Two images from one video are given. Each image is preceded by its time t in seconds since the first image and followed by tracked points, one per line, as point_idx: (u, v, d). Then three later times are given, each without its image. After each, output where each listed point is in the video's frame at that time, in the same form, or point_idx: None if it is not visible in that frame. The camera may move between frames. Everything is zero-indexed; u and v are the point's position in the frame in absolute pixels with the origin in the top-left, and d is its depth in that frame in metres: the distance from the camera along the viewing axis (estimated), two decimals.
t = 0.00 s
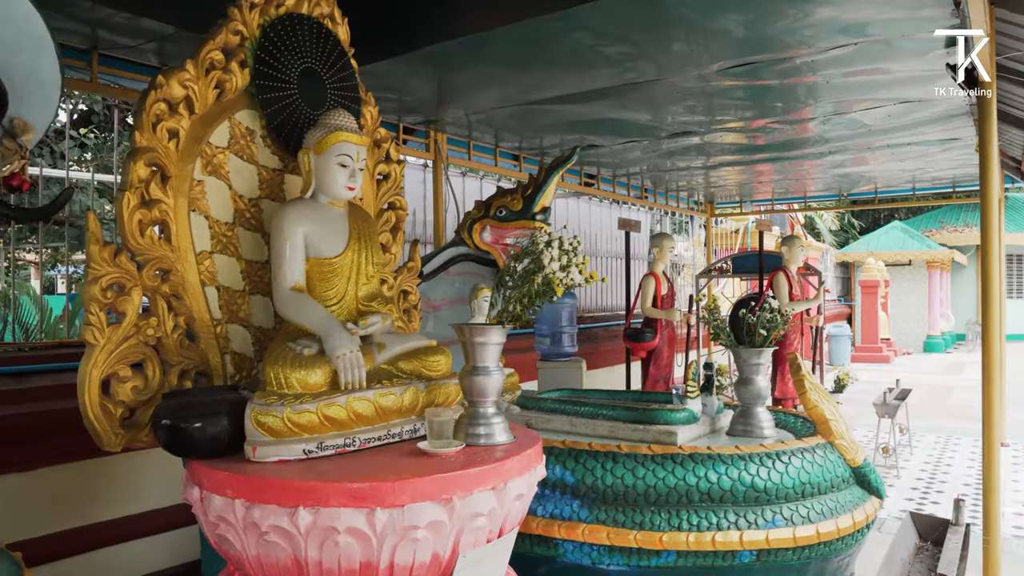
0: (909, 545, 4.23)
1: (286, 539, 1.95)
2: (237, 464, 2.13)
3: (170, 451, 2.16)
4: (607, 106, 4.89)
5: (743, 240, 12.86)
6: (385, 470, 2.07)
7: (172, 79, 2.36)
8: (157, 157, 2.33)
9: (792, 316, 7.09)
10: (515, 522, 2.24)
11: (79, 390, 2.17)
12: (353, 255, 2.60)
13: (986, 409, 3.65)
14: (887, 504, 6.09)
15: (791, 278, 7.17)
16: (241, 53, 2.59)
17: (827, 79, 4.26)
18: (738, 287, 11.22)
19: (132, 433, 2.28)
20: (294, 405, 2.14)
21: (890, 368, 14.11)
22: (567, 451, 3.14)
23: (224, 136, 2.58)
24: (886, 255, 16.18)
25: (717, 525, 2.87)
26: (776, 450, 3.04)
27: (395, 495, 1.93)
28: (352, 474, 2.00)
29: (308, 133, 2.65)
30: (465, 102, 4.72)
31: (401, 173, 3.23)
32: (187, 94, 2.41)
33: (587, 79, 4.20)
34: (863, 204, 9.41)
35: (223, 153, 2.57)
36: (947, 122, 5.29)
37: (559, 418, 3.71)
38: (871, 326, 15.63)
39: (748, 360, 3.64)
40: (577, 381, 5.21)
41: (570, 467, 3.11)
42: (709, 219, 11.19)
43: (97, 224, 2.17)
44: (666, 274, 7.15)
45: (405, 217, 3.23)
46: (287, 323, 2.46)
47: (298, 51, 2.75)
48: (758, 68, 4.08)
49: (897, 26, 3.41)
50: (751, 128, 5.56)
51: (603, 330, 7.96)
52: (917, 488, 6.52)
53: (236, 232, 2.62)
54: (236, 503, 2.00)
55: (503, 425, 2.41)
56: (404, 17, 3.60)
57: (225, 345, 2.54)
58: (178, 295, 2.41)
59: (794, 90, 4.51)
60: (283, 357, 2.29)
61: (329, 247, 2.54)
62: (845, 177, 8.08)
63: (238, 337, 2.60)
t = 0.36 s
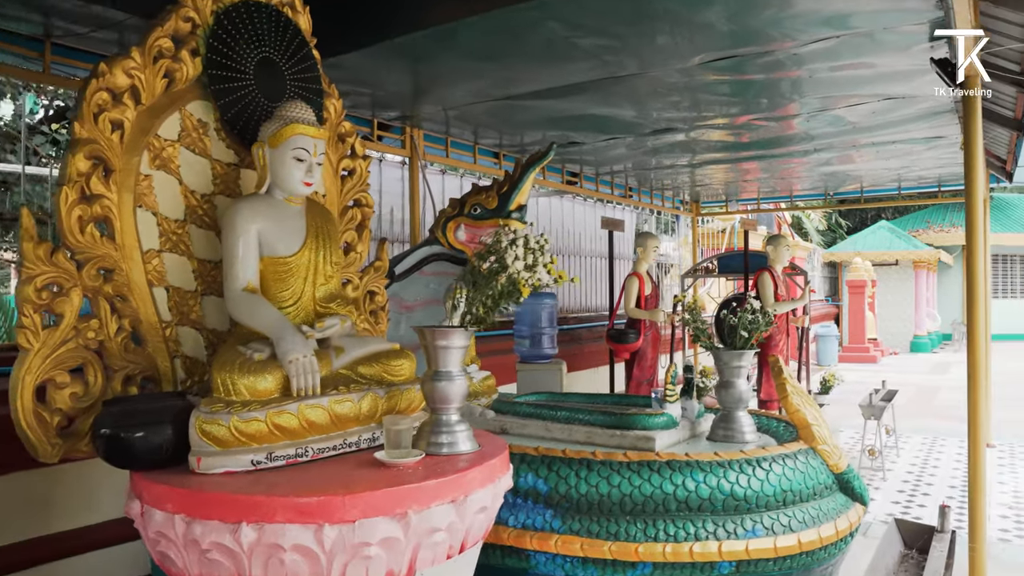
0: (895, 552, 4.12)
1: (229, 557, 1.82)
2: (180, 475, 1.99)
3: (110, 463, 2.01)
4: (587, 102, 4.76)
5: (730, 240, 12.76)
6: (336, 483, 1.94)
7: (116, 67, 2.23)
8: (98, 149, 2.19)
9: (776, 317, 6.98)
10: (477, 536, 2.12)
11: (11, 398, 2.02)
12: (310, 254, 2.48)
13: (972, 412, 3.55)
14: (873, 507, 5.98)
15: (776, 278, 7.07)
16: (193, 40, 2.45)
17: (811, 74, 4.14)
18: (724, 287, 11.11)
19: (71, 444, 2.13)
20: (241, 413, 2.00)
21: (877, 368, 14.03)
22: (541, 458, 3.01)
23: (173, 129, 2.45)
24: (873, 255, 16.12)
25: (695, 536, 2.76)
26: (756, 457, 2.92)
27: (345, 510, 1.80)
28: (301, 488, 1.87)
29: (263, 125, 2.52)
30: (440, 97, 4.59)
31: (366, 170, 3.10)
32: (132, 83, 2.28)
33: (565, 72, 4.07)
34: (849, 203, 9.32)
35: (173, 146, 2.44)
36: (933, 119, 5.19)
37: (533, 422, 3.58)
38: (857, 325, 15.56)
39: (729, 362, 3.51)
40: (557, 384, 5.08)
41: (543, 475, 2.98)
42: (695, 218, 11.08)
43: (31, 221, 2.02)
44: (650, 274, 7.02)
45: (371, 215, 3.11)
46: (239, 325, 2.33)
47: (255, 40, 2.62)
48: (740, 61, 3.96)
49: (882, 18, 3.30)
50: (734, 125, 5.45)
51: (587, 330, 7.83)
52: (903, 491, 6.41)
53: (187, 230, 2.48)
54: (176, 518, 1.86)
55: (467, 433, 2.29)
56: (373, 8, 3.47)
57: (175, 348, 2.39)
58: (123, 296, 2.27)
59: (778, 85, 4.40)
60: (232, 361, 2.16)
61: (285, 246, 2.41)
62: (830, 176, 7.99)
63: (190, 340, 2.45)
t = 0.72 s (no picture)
0: (881, 560, 4.01)
1: None
2: (120, 487, 1.86)
3: (45, 477, 1.88)
4: (568, 97, 4.64)
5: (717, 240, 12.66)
6: (285, 498, 1.82)
7: (58, 53, 2.09)
8: (37, 141, 2.06)
9: (762, 318, 6.87)
10: (439, 551, 2.00)
11: None
12: (266, 252, 2.35)
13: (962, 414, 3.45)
14: (861, 511, 5.86)
15: (763, 278, 6.96)
16: (143, 27, 2.32)
17: (798, 67, 4.03)
18: (711, 288, 11.01)
19: (4, 456, 2.02)
20: (184, 422, 1.87)
21: (865, 368, 13.94)
22: (514, 465, 2.88)
23: (122, 120, 2.32)
24: (861, 254, 16.06)
25: (674, 546, 2.65)
26: (739, 463, 2.80)
27: (290, 527, 1.68)
28: (246, 503, 1.75)
29: (218, 116, 2.38)
30: (417, 92, 4.46)
31: (333, 165, 2.97)
32: (75, 71, 2.14)
33: (544, 65, 3.95)
34: (837, 202, 9.23)
35: (122, 139, 2.31)
36: (921, 115, 5.09)
37: (509, 428, 3.46)
38: (845, 325, 15.46)
39: (711, 365, 3.38)
40: (537, 387, 4.97)
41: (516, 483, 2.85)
42: (682, 218, 10.98)
43: None
44: (635, 274, 6.90)
45: (338, 212, 2.98)
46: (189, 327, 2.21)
47: (212, 27, 2.47)
48: (725, 53, 3.85)
49: (870, 7, 3.20)
50: (719, 121, 5.34)
51: (571, 332, 7.70)
52: (891, 494, 6.29)
53: (137, 227, 2.36)
54: (111, 536, 1.73)
55: (430, 441, 2.17)
56: None
57: (123, 353, 2.27)
58: (65, 297, 2.14)
59: (764, 79, 4.28)
60: (179, 366, 2.03)
61: (239, 244, 2.29)
62: (818, 174, 7.89)
63: (139, 343, 2.33)
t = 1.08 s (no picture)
0: (870, 570, 3.89)
1: None
2: (56, 502, 1.72)
3: None
4: (552, 93, 4.52)
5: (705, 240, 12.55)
6: (234, 515, 1.69)
7: None
8: None
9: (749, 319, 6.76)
10: (401, 569, 1.89)
11: None
12: (222, 251, 2.22)
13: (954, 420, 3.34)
14: (849, 514, 5.76)
15: (751, 278, 6.85)
16: (92, 12, 2.20)
17: (787, 62, 3.92)
18: (698, 287, 10.90)
19: None
20: (126, 433, 1.74)
21: (853, 368, 13.86)
22: (490, 473, 2.76)
23: (68, 110, 2.18)
24: (850, 254, 16.00)
25: (654, 559, 2.53)
26: (724, 472, 2.68)
27: (236, 548, 1.56)
28: (189, 521, 1.62)
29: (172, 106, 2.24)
30: (395, 86, 4.32)
31: (300, 159, 2.83)
32: (15, 57, 2.00)
33: (525, 59, 3.83)
34: (826, 201, 9.13)
35: (68, 131, 2.18)
36: (912, 114, 4.99)
37: (486, 433, 3.34)
38: (833, 325, 15.37)
39: (696, 369, 3.25)
40: (518, 390, 4.84)
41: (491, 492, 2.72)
42: (669, 217, 10.86)
43: None
44: (620, 274, 6.78)
45: (305, 209, 2.85)
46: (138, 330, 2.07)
47: (167, 14, 2.34)
48: (713, 48, 3.72)
49: None
50: (706, 119, 5.21)
51: (555, 332, 7.58)
52: (879, 497, 6.18)
53: (85, 224, 2.22)
54: (41, 558, 1.60)
55: (395, 451, 2.04)
56: None
57: (68, 358, 2.14)
58: (4, 299, 2.00)
59: (752, 75, 4.16)
60: (123, 372, 1.89)
61: (193, 242, 2.16)
62: (806, 173, 7.79)
63: (87, 347, 2.20)
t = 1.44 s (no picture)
0: None
1: None
2: None
3: None
4: (536, 89, 4.39)
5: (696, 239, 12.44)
6: (176, 534, 1.57)
7: None
8: None
9: (739, 320, 6.64)
10: None
11: None
12: (175, 249, 2.09)
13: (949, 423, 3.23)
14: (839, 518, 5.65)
15: (740, 278, 6.73)
16: None
17: (777, 56, 3.80)
18: (688, 288, 10.79)
19: None
20: (60, 445, 1.61)
21: (844, 368, 13.77)
22: (464, 481, 2.64)
23: (11, 100, 2.07)
24: (841, 254, 15.93)
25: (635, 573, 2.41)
26: (710, 480, 2.56)
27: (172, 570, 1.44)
28: (124, 542, 1.49)
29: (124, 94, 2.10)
30: (374, 80, 4.19)
31: (267, 153, 2.69)
32: None
33: (507, 52, 3.70)
34: (817, 200, 9.03)
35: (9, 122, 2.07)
36: (905, 110, 4.88)
37: (464, 439, 3.22)
38: (824, 325, 15.27)
39: (682, 372, 3.12)
40: (500, 393, 4.72)
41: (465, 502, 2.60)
42: (659, 216, 10.75)
43: None
44: (607, 274, 6.66)
45: (272, 205, 2.71)
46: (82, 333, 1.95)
47: None
48: (701, 41, 3.59)
49: None
50: (694, 116, 5.09)
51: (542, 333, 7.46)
52: (871, 501, 6.05)
53: (29, 221, 2.11)
54: None
55: (356, 463, 1.92)
56: None
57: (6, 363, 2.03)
58: None
59: (742, 69, 4.04)
60: (61, 379, 1.77)
61: (143, 240, 2.02)
62: (797, 172, 7.68)
63: (29, 350, 2.09)
